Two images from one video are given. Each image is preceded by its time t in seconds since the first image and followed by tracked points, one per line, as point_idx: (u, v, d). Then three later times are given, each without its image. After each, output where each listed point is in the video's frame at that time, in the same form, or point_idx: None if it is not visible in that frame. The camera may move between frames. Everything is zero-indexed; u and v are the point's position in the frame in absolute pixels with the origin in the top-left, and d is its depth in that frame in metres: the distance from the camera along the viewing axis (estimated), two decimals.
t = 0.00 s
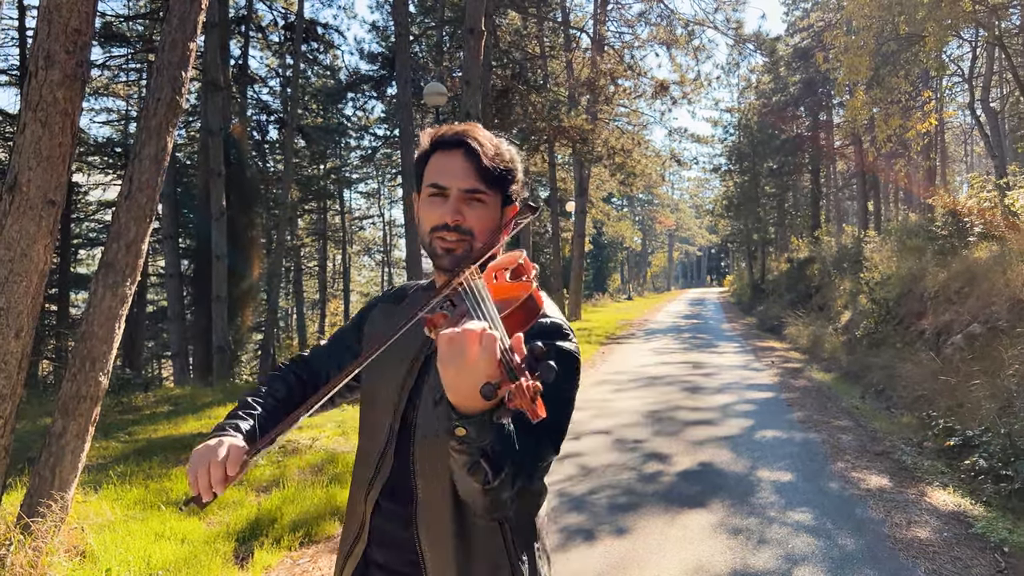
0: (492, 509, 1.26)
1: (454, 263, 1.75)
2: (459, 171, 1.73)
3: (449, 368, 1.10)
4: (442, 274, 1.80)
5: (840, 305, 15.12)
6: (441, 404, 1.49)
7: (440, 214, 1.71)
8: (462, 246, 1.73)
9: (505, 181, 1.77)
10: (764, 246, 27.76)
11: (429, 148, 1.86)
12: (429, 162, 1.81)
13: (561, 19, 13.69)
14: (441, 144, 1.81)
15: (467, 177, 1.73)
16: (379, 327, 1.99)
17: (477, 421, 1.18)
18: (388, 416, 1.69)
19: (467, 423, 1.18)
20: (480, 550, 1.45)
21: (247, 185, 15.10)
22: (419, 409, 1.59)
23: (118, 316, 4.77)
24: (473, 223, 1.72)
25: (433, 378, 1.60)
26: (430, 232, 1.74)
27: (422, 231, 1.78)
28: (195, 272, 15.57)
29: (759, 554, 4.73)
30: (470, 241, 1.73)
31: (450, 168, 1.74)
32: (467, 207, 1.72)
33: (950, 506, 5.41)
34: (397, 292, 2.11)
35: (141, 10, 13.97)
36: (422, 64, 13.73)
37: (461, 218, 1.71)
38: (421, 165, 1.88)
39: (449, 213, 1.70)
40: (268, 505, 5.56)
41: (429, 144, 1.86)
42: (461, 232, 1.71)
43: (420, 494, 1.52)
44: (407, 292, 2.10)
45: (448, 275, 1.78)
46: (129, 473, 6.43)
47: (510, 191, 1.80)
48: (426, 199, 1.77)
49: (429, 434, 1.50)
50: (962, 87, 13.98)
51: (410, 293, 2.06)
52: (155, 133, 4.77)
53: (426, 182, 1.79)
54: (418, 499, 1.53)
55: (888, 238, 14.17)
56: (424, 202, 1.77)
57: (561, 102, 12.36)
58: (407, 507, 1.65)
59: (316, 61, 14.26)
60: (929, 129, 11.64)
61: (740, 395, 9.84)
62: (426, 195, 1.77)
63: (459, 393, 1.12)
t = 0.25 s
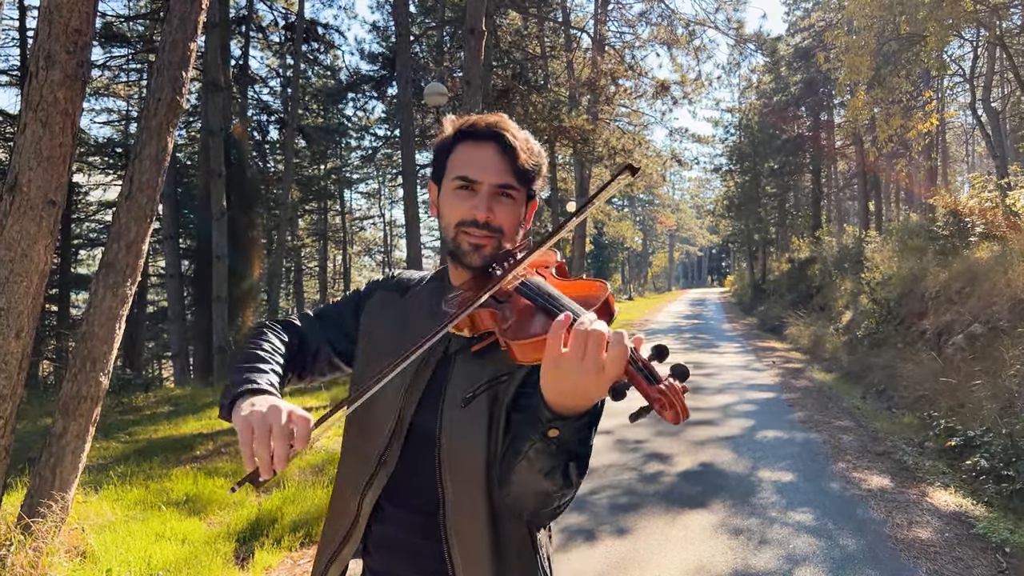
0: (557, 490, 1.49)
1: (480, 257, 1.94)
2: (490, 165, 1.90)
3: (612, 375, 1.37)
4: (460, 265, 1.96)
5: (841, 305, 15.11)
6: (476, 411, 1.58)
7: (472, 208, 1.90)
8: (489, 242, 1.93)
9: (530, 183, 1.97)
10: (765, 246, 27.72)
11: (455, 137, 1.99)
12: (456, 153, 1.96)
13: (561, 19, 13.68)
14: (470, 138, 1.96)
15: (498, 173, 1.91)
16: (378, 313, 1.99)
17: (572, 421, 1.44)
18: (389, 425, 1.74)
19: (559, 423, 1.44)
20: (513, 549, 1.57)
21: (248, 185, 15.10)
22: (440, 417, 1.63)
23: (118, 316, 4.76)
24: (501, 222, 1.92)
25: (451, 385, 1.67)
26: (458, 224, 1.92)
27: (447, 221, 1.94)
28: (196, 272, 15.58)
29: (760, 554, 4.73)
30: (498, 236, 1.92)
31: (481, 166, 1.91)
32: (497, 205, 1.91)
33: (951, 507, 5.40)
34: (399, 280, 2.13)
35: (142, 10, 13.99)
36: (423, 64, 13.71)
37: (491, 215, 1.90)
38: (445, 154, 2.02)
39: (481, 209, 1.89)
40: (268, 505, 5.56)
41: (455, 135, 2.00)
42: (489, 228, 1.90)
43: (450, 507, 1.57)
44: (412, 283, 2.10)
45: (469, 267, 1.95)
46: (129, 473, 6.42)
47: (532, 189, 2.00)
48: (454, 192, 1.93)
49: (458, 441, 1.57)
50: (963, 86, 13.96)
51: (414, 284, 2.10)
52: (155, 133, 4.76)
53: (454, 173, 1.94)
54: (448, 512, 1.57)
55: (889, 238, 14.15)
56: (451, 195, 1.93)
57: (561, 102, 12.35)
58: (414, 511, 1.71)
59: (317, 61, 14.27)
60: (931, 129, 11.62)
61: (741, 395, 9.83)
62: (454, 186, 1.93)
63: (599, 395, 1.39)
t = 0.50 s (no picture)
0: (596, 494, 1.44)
1: (493, 251, 1.94)
2: (505, 158, 1.91)
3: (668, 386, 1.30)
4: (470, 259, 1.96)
5: (841, 305, 15.11)
6: (493, 412, 1.60)
7: (485, 201, 1.89)
8: (502, 237, 1.93)
9: (542, 175, 1.98)
10: (766, 246, 27.72)
11: (466, 129, 1.99)
12: (467, 145, 1.95)
13: (562, 19, 13.68)
14: (482, 130, 1.95)
15: (514, 165, 1.92)
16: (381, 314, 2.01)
17: (616, 431, 1.38)
18: (386, 419, 1.75)
19: (603, 430, 1.37)
20: (529, 550, 1.60)
21: (249, 185, 15.11)
22: (456, 417, 1.65)
23: (120, 316, 4.76)
24: (515, 216, 1.91)
25: (463, 386, 1.68)
26: (471, 219, 1.91)
27: (457, 215, 1.94)
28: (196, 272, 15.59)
29: (761, 554, 4.72)
30: (513, 231, 1.92)
31: (494, 159, 1.90)
32: (511, 198, 1.90)
33: (952, 507, 5.39)
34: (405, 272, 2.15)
35: (143, 10, 14.00)
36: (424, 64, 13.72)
37: (505, 209, 1.89)
38: (453, 145, 2.00)
39: (496, 203, 1.88)
40: (269, 505, 5.56)
41: (465, 126, 1.99)
42: (505, 223, 1.90)
43: (468, 509, 1.60)
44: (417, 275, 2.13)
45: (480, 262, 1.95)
46: (130, 473, 6.43)
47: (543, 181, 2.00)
48: (465, 185, 1.92)
49: (474, 445, 1.59)
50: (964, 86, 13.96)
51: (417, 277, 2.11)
52: (156, 133, 4.76)
53: (465, 165, 1.93)
54: (466, 515, 1.60)
55: (890, 238, 14.14)
56: (462, 188, 1.92)
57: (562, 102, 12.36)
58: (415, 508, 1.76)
59: (317, 61, 14.28)
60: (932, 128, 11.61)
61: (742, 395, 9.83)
62: (466, 180, 1.92)
63: (650, 408, 1.32)
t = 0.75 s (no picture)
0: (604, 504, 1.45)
1: (496, 250, 1.93)
2: (505, 154, 1.90)
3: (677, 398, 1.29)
4: (472, 258, 1.96)
5: (842, 306, 15.12)
6: (499, 417, 1.59)
7: (487, 199, 1.88)
8: (505, 235, 1.92)
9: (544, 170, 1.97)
10: (767, 247, 27.71)
11: (466, 125, 1.98)
12: (467, 142, 1.95)
13: (563, 19, 13.69)
14: (483, 125, 1.95)
15: (516, 161, 1.91)
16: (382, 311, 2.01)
17: (626, 443, 1.38)
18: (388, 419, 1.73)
19: (613, 442, 1.38)
20: (535, 557, 1.60)
21: (250, 185, 15.11)
22: (460, 423, 1.63)
23: (121, 316, 4.76)
24: (518, 214, 1.90)
25: (467, 391, 1.66)
26: (472, 217, 1.91)
27: (458, 214, 1.93)
28: (197, 272, 15.61)
29: (762, 554, 4.72)
30: (515, 229, 1.91)
31: (496, 155, 1.90)
32: (513, 195, 1.89)
33: (954, 507, 5.38)
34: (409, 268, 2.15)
35: (144, 10, 14.01)
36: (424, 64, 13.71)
37: (508, 207, 1.88)
38: (454, 142, 2.00)
39: (498, 200, 1.88)
40: (270, 505, 5.56)
41: (465, 123, 1.99)
42: (507, 221, 1.89)
43: (474, 517, 1.58)
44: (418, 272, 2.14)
45: (484, 261, 1.94)
46: (131, 473, 6.43)
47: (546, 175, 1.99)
48: (467, 182, 1.91)
49: (479, 450, 1.58)
50: (965, 87, 13.95)
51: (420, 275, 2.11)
52: (157, 133, 4.75)
53: (465, 163, 1.93)
54: (471, 520, 1.59)
55: (892, 238, 14.14)
56: (464, 185, 1.91)
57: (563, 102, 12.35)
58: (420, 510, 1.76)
59: (318, 61, 14.28)
60: (933, 128, 11.60)
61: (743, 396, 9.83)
62: (467, 178, 1.92)
63: (659, 418, 1.31)
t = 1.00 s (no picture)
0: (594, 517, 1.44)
1: (482, 252, 1.93)
2: (482, 151, 1.89)
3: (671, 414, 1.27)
4: (461, 261, 1.96)
5: (843, 306, 15.13)
6: (494, 427, 1.61)
7: (466, 199, 1.88)
8: (489, 235, 1.92)
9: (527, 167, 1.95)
10: (767, 247, 27.72)
11: (445, 128, 1.99)
12: (446, 144, 1.96)
13: (564, 19, 13.69)
14: (460, 126, 1.95)
15: (494, 158, 1.90)
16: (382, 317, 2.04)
17: (620, 461, 1.37)
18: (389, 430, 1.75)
19: (605, 460, 1.37)
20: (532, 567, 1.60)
21: (251, 185, 15.12)
22: (458, 431, 1.66)
23: (122, 317, 4.77)
24: (499, 212, 1.89)
25: (463, 400, 1.69)
26: (453, 217, 1.90)
27: (440, 216, 1.93)
28: (198, 272, 15.63)
29: (764, 555, 4.71)
30: (499, 228, 1.90)
31: (474, 154, 1.89)
32: (493, 193, 1.89)
33: (956, 508, 5.38)
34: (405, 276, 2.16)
35: (145, 10, 14.02)
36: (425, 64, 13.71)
37: (487, 205, 1.87)
38: (435, 145, 2.01)
39: (477, 199, 1.87)
40: (271, 505, 5.56)
41: (443, 125, 2.00)
42: (488, 219, 1.89)
43: (470, 523, 1.61)
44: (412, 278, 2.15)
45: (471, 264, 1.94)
46: (133, 473, 6.44)
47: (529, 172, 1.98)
48: (446, 183, 1.92)
49: (476, 458, 1.60)
50: (967, 87, 13.95)
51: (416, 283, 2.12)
52: (159, 134, 4.76)
53: (444, 165, 1.94)
54: (469, 528, 1.61)
55: (893, 238, 14.14)
56: (444, 187, 1.92)
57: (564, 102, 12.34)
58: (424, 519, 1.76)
59: (319, 61, 14.29)
60: (934, 128, 11.59)
61: (744, 396, 9.83)
62: (446, 179, 1.92)
63: (652, 436, 1.29)
